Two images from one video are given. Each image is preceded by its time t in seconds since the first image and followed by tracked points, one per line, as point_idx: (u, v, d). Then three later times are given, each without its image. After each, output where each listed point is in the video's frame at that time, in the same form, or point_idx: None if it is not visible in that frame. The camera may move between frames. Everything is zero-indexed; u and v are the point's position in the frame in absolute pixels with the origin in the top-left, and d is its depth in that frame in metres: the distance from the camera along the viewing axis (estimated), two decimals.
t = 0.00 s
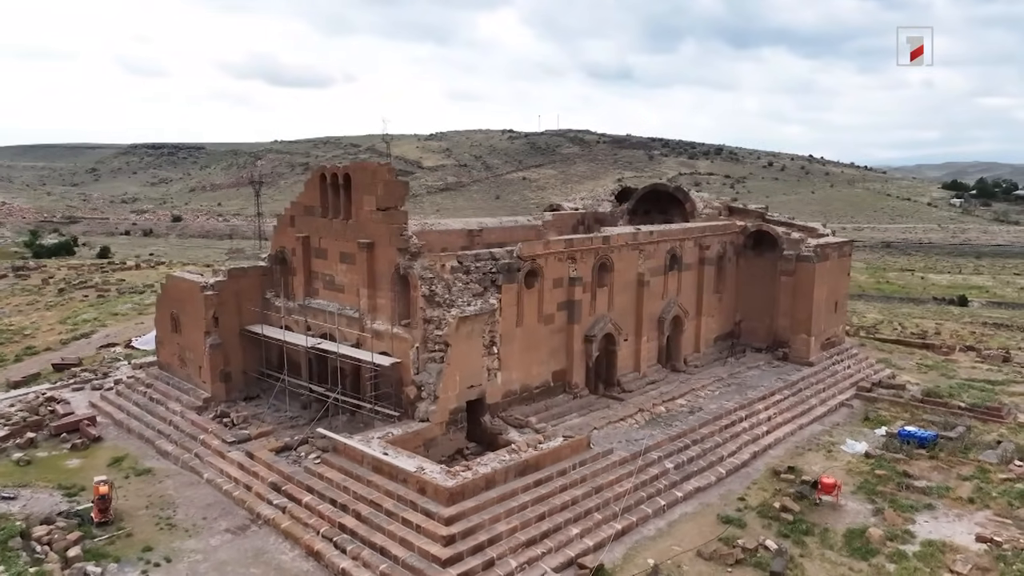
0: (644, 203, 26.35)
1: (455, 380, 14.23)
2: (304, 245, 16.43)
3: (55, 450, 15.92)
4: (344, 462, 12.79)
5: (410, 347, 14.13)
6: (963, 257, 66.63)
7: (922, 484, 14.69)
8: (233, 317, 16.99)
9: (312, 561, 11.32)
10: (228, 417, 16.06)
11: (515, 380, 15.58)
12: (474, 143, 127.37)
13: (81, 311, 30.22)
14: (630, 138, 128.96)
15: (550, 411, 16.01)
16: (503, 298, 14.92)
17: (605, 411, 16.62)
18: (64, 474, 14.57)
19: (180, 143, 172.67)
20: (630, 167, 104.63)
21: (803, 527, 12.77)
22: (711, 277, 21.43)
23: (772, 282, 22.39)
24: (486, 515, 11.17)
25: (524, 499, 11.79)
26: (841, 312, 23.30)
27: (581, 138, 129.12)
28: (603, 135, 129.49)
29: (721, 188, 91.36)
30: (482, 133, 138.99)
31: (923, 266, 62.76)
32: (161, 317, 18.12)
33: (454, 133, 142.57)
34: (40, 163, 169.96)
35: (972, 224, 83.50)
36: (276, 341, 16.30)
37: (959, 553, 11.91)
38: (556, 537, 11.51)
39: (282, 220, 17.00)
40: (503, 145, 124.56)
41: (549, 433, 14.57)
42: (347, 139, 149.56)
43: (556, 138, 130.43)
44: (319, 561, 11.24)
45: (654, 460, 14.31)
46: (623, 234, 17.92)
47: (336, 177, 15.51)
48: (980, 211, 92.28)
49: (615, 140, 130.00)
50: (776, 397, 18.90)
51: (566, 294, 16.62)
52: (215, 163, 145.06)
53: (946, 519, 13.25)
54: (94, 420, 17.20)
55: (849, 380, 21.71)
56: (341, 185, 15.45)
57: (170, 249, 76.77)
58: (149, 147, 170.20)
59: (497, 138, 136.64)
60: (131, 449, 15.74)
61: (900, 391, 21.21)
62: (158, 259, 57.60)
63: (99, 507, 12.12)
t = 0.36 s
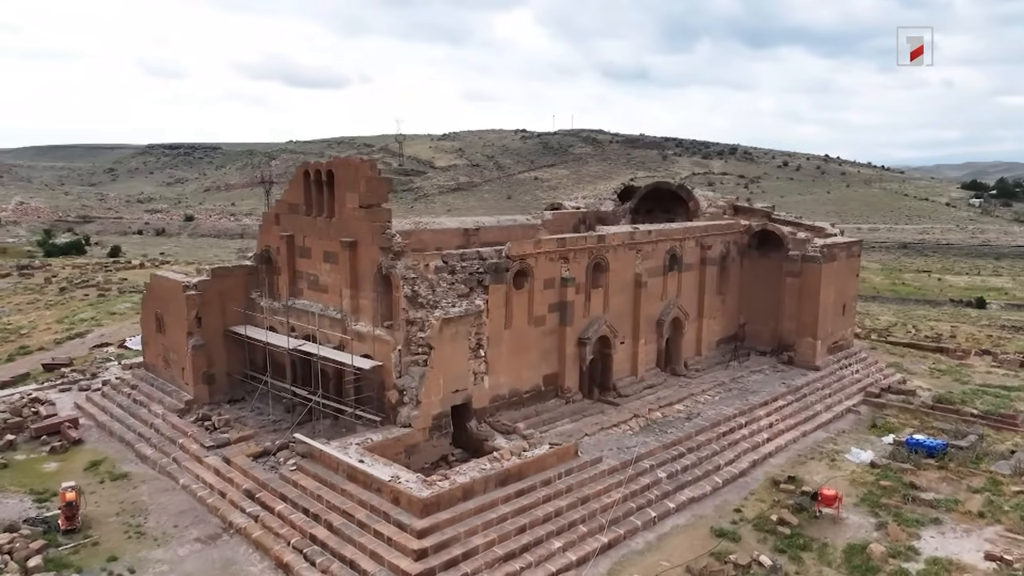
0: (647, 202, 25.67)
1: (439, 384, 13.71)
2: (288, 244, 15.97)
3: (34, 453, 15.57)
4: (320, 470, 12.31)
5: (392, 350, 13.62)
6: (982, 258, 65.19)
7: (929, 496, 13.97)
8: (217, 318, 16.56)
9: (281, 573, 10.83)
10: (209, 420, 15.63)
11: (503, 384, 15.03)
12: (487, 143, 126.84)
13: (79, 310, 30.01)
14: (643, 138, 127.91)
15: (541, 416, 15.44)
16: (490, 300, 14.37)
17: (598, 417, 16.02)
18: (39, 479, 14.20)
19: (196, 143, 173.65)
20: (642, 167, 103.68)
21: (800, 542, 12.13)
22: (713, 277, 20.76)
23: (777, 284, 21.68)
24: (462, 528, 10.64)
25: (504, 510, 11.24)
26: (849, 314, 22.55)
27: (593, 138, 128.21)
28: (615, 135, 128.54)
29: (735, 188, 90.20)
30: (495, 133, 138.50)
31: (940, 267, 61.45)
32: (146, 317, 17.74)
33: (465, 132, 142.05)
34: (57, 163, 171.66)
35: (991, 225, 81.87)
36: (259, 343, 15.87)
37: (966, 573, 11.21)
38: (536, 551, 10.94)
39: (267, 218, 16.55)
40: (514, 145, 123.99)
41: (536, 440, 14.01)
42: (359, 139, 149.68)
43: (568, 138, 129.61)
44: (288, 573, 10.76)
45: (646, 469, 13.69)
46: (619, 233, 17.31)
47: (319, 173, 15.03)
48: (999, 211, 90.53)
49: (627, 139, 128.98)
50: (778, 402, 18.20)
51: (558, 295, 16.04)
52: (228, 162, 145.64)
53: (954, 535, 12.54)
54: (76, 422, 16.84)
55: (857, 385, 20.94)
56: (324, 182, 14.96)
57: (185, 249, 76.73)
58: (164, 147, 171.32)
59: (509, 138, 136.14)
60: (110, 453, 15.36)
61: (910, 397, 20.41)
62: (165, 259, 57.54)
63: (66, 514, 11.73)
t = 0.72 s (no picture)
0: (649, 200, 25.00)
1: (420, 389, 13.19)
2: (270, 242, 15.52)
3: (11, 455, 15.20)
4: (292, 477, 11.81)
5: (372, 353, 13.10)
6: (1001, 260, 63.72)
7: (936, 510, 13.25)
8: (199, 318, 16.14)
9: None
10: (189, 423, 15.21)
11: (490, 388, 14.48)
12: (498, 143, 126.35)
13: (78, 309, 29.80)
14: (656, 138, 126.87)
15: (529, 422, 14.87)
16: (475, 301, 13.86)
17: (589, 423, 15.42)
18: (11, 483, 13.82)
19: (210, 143, 174.58)
20: (654, 167, 102.70)
21: (795, 559, 11.48)
22: (715, 278, 20.10)
23: (782, 285, 20.96)
24: (433, 541, 10.10)
25: (480, 523, 10.69)
26: (857, 317, 21.79)
27: (605, 138, 127.29)
28: (628, 134, 127.59)
29: (748, 188, 89.06)
30: (507, 133, 138.04)
31: (958, 268, 60.10)
32: (129, 317, 17.36)
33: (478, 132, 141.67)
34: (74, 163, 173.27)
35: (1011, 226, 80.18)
36: (240, 344, 15.42)
37: None
38: (513, 566, 10.37)
39: (251, 216, 16.11)
40: (526, 144, 123.33)
41: (522, 447, 13.44)
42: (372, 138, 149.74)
43: (580, 137, 128.84)
44: None
45: (636, 479, 13.08)
46: (614, 232, 16.71)
47: (301, 169, 14.55)
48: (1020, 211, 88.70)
49: (640, 139, 127.91)
50: (780, 408, 17.50)
51: (548, 296, 15.46)
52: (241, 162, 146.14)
53: (961, 552, 11.83)
54: (56, 424, 16.48)
55: (865, 391, 20.18)
56: (305, 179, 14.48)
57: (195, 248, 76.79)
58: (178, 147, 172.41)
59: (521, 137, 135.54)
60: (87, 456, 14.96)
61: (920, 403, 19.62)
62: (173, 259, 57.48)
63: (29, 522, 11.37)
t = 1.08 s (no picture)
0: (651, 199, 24.29)
1: (400, 393, 12.67)
2: (252, 241, 15.08)
3: None
4: (262, 486, 11.34)
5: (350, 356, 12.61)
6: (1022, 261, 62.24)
7: (943, 525, 12.54)
8: (180, 319, 15.73)
9: None
10: (168, 427, 14.79)
11: (475, 393, 13.93)
12: (510, 142, 125.85)
13: (76, 309, 29.60)
14: (669, 138, 125.74)
15: (516, 428, 14.31)
16: (459, 302, 13.32)
17: (580, 430, 14.83)
18: None
19: (225, 143, 175.59)
20: (666, 167, 101.69)
21: None
22: (716, 279, 19.42)
23: (787, 286, 20.25)
24: (402, 556, 9.57)
25: (454, 536, 10.15)
26: (866, 320, 21.03)
27: (618, 137, 126.33)
28: (641, 134, 126.52)
29: (762, 188, 87.92)
30: (520, 133, 137.69)
31: (977, 269, 58.74)
32: (112, 317, 16.99)
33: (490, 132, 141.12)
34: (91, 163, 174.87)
35: None
36: (221, 346, 14.99)
37: None
38: None
39: (233, 214, 15.68)
40: (537, 144, 122.65)
41: (507, 454, 12.89)
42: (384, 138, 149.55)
43: (592, 137, 127.92)
44: None
45: (625, 489, 12.47)
46: (608, 231, 16.11)
47: (281, 166, 14.08)
48: None
49: (653, 138, 126.83)
50: (782, 414, 16.80)
51: (538, 298, 14.89)
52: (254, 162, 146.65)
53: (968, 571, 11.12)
54: (36, 427, 16.12)
55: (873, 396, 19.42)
56: (285, 175, 14.01)
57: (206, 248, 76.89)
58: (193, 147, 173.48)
59: (533, 137, 134.87)
60: (63, 460, 14.57)
61: (930, 410, 18.83)
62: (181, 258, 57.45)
63: None
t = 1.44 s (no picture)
0: (654, 197, 23.57)
1: (378, 399, 12.15)
2: (232, 239, 14.63)
3: None
4: (229, 495, 10.84)
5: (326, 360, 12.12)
6: None
7: (950, 541, 11.82)
8: (160, 320, 15.33)
9: None
10: (144, 431, 14.35)
11: (459, 398, 13.38)
12: (522, 142, 125.26)
13: (74, 309, 29.37)
14: (682, 138, 124.57)
15: (502, 434, 13.75)
16: (441, 304, 12.78)
17: (570, 437, 14.25)
18: None
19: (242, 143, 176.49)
20: (679, 166, 100.60)
21: None
22: (718, 280, 18.74)
23: (791, 288, 19.53)
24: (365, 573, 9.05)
25: (424, 551, 9.62)
26: (874, 323, 20.26)
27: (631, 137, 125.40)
28: (654, 134, 125.45)
29: (776, 187, 86.76)
30: (532, 133, 136.99)
31: (996, 271, 57.32)
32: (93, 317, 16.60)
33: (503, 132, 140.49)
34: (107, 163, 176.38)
35: None
36: (199, 348, 14.54)
37: None
38: None
39: (214, 212, 15.24)
40: (549, 144, 121.92)
41: (489, 462, 12.34)
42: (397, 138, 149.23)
43: (605, 137, 127.11)
44: None
45: (612, 501, 11.86)
46: (601, 230, 15.51)
47: (259, 162, 13.60)
48: None
49: (666, 138, 125.67)
50: (784, 421, 16.12)
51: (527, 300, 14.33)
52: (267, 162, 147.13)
53: None
54: (14, 429, 15.75)
55: (881, 402, 18.65)
56: (263, 172, 13.55)
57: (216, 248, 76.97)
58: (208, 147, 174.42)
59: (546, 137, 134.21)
60: (37, 465, 14.18)
61: (941, 418, 18.05)
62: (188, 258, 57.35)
63: None
